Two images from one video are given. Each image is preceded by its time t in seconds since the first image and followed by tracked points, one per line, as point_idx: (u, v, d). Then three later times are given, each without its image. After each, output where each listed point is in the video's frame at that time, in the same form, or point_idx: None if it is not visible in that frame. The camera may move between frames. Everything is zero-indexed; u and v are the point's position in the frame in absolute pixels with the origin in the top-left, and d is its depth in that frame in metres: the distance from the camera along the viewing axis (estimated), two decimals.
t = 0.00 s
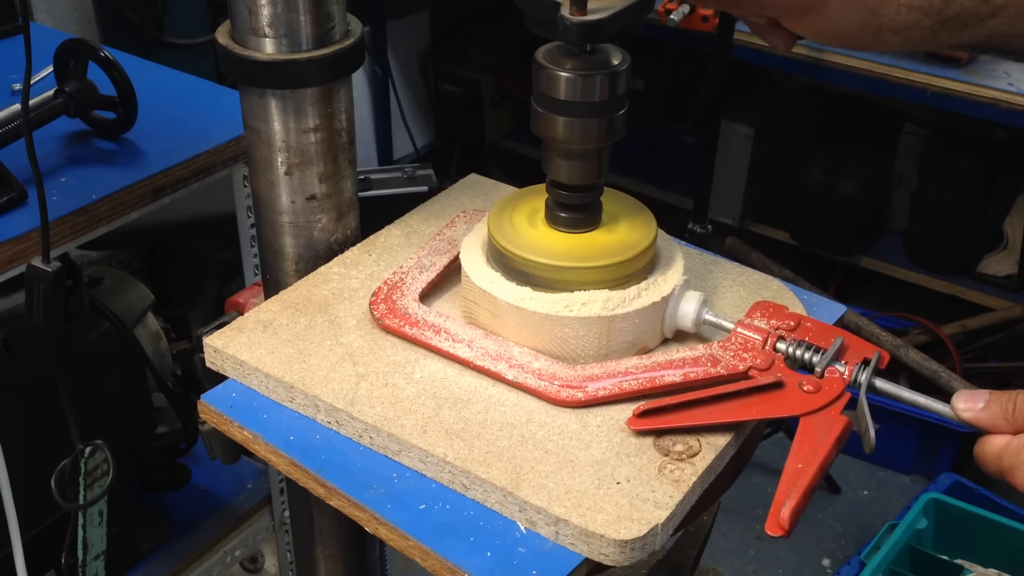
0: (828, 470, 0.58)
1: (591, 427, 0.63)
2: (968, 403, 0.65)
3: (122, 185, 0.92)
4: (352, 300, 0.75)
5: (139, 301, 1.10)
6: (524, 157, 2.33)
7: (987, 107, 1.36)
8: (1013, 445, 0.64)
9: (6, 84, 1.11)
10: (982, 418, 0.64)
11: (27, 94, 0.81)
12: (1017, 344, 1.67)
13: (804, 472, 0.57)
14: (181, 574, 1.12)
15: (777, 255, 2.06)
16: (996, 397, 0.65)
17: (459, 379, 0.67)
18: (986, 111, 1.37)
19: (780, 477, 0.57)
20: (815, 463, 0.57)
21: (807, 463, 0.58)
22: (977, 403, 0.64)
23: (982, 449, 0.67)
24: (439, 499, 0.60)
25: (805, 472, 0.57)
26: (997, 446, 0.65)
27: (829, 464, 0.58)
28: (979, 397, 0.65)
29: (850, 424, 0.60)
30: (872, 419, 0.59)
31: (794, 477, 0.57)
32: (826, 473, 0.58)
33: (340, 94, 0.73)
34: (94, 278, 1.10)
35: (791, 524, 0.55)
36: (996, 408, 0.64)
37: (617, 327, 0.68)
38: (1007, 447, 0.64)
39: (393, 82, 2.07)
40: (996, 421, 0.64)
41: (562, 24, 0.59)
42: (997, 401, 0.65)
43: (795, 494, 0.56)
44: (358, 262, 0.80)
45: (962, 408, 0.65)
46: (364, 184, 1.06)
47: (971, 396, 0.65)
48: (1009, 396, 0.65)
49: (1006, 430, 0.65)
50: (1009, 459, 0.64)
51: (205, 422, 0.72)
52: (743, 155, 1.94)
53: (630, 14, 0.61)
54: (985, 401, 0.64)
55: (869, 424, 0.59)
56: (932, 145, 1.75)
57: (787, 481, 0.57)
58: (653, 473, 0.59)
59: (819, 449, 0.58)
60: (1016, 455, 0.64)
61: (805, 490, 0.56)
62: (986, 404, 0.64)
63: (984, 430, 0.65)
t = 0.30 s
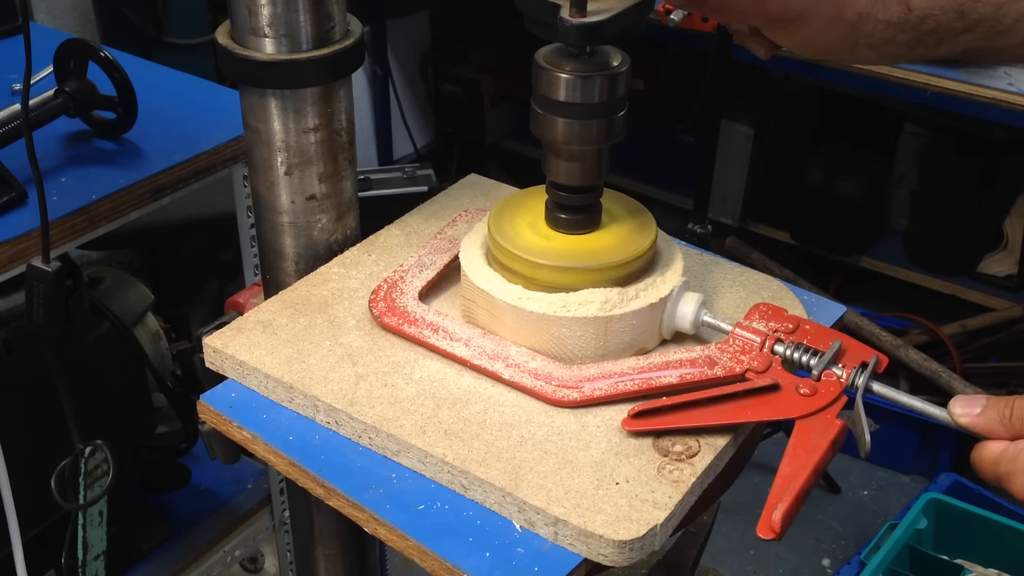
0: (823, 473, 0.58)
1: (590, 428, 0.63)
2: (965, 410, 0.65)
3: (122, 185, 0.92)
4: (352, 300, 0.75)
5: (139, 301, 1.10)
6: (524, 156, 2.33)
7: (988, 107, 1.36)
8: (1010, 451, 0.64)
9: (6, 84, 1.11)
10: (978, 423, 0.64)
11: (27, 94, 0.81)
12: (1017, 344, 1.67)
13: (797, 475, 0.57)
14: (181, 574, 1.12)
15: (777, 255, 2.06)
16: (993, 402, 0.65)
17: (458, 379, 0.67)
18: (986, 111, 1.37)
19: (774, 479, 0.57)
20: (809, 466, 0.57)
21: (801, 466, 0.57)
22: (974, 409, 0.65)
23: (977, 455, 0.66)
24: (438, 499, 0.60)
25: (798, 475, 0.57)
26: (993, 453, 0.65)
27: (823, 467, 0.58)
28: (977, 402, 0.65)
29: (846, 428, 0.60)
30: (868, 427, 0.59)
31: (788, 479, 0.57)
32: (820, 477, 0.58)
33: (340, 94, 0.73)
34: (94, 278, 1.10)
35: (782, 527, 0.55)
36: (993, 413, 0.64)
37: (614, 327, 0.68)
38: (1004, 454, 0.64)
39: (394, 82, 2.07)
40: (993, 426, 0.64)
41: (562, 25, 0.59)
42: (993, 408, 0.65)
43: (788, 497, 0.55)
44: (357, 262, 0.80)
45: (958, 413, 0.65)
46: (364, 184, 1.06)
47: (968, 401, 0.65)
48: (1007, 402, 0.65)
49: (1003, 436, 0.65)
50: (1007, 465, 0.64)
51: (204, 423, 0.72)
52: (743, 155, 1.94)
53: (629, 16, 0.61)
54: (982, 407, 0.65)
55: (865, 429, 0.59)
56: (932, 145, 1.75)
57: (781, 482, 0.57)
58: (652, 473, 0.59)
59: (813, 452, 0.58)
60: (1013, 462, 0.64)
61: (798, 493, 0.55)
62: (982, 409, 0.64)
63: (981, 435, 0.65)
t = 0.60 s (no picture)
0: (819, 475, 0.57)
1: (590, 428, 0.63)
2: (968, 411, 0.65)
3: (122, 185, 0.92)
4: (351, 300, 0.75)
5: (139, 301, 1.10)
6: (524, 156, 2.33)
7: (987, 107, 1.36)
8: (1008, 455, 0.64)
9: (6, 84, 1.11)
10: (976, 426, 0.64)
11: (27, 94, 0.81)
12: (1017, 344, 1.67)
13: (793, 477, 0.57)
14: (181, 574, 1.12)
15: (777, 255, 2.06)
16: (991, 405, 0.64)
17: (458, 379, 0.67)
18: (986, 111, 1.37)
19: (770, 481, 0.57)
20: (805, 468, 0.57)
21: (798, 468, 0.57)
22: (973, 411, 0.64)
23: (977, 457, 0.67)
24: (437, 499, 0.60)
25: (795, 477, 0.56)
26: (992, 455, 0.65)
27: (820, 469, 0.58)
28: (975, 405, 0.64)
29: (843, 430, 0.60)
30: (864, 430, 0.59)
31: (784, 481, 0.56)
32: (816, 479, 0.57)
33: (340, 94, 0.73)
34: (94, 278, 1.10)
35: (778, 529, 0.54)
36: (991, 416, 0.64)
37: (613, 327, 0.68)
38: (1002, 457, 0.64)
39: (394, 82, 2.07)
40: (991, 429, 0.64)
41: (562, 27, 0.59)
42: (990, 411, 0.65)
43: (783, 498, 0.55)
44: (358, 262, 0.80)
45: (956, 416, 0.64)
46: (364, 184, 1.06)
47: (966, 404, 0.65)
48: (1005, 405, 0.64)
49: (1002, 439, 0.65)
50: (1004, 469, 0.64)
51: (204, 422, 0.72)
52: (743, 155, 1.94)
53: (629, 18, 0.61)
54: (980, 410, 0.64)
55: (862, 431, 0.59)
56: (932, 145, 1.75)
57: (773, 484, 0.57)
58: (652, 473, 0.59)
59: (810, 454, 0.58)
60: (1011, 465, 0.64)
61: (793, 494, 0.55)
62: (981, 412, 0.64)
63: (979, 438, 0.65)
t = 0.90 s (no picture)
0: (817, 476, 0.57)
1: (590, 429, 0.63)
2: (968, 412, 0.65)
3: (122, 185, 0.92)
4: (351, 300, 0.75)
5: (139, 301, 1.10)
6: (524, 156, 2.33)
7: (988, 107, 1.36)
8: (1008, 457, 0.64)
9: (6, 84, 1.11)
10: (976, 429, 0.64)
11: (27, 94, 0.81)
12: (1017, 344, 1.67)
13: (792, 478, 0.56)
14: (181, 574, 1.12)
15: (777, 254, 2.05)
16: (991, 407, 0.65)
17: (458, 379, 0.67)
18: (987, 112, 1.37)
19: (768, 482, 0.57)
20: (804, 469, 0.57)
21: (796, 469, 0.57)
22: (972, 413, 0.64)
23: (976, 460, 0.66)
24: (437, 499, 0.60)
25: (793, 478, 0.56)
26: (992, 457, 0.65)
27: (818, 471, 0.57)
28: (974, 407, 0.65)
29: (842, 432, 0.60)
30: (864, 431, 0.59)
31: (782, 482, 0.56)
32: (815, 480, 0.57)
33: (340, 94, 0.73)
34: (94, 278, 1.10)
35: (776, 530, 0.54)
36: (991, 418, 0.64)
37: (612, 328, 0.68)
38: (1001, 459, 0.64)
39: (394, 82, 2.07)
40: (991, 432, 0.64)
41: (561, 30, 0.59)
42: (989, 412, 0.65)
43: (781, 500, 0.55)
44: (358, 262, 0.80)
45: (956, 418, 0.65)
46: (364, 184, 1.06)
47: (966, 406, 0.65)
48: (1004, 407, 0.64)
49: (1001, 441, 0.65)
50: (1004, 471, 0.64)
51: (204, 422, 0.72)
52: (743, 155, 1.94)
53: (629, 20, 0.61)
54: (979, 412, 0.64)
55: (860, 433, 0.59)
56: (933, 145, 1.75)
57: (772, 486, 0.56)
58: (652, 473, 0.59)
59: (809, 455, 0.58)
60: (1010, 467, 0.63)
61: (791, 496, 0.55)
62: (980, 414, 0.64)
63: (978, 440, 0.65)
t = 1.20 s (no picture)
0: (812, 479, 0.57)
1: (590, 429, 0.63)
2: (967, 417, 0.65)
3: (122, 185, 0.92)
4: (351, 300, 0.75)
5: (139, 301, 1.10)
6: (524, 156, 2.33)
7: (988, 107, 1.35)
8: (1006, 461, 0.64)
9: (6, 84, 1.11)
10: (973, 433, 0.64)
11: (27, 94, 0.81)
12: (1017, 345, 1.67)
13: (786, 480, 0.56)
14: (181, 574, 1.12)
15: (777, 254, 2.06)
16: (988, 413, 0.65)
17: (457, 379, 0.67)
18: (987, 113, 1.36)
19: (763, 484, 0.57)
20: (798, 471, 0.57)
21: (791, 471, 0.57)
22: (970, 418, 0.65)
23: (972, 467, 0.66)
24: (436, 499, 0.60)
25: (787, 480, 0.56)
26: (989, 463, 0.65)
27: (813, 473, 0.57)
28: (972, 412, 0.65)
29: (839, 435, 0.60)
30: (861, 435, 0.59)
31: (776, 484, 0.57)
32: (809, 482, 0.57)
33: (340, 94, 0.73)
34: (94, 278, 1.10)
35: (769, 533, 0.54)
36: (988, 423, 0.64)
37: (610, 329, 0.68)
38: (999, 464, 0.64)
39: (394, 82, 2.07)
40: (988, 436, 0.65)
41: (560, 33, 0.59)
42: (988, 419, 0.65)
43: (775, 502, 0.55)
44: (358, 263, 0.80)
45: (953, 422, 0.65)
46: (364, 184, 1.06)
47: (963, 411, 0.65)
48: (1001, 412, 0.65)
49: (999, 446, 0.65)
50: (1001, 476, 0.64)
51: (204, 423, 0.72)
52: (743, 155, 1.94)
53: (627, 24, 0.61)
54: (977, 417, 0.65)
55: (857, 436, 0.59)
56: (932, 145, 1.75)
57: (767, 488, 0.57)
58: (652, 473, 0.59)
59: (804, 457, 0.58)
60: (1008, 472, 0.63)
61: (785, 498, 0.55)
62: (978, 419, 0.64)
63: (976, 445, 0.65)
